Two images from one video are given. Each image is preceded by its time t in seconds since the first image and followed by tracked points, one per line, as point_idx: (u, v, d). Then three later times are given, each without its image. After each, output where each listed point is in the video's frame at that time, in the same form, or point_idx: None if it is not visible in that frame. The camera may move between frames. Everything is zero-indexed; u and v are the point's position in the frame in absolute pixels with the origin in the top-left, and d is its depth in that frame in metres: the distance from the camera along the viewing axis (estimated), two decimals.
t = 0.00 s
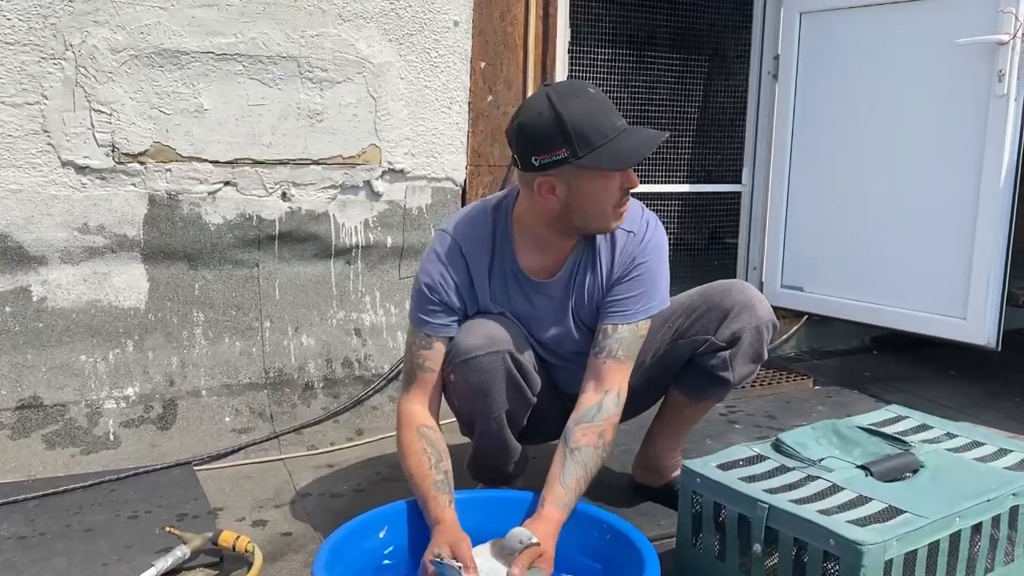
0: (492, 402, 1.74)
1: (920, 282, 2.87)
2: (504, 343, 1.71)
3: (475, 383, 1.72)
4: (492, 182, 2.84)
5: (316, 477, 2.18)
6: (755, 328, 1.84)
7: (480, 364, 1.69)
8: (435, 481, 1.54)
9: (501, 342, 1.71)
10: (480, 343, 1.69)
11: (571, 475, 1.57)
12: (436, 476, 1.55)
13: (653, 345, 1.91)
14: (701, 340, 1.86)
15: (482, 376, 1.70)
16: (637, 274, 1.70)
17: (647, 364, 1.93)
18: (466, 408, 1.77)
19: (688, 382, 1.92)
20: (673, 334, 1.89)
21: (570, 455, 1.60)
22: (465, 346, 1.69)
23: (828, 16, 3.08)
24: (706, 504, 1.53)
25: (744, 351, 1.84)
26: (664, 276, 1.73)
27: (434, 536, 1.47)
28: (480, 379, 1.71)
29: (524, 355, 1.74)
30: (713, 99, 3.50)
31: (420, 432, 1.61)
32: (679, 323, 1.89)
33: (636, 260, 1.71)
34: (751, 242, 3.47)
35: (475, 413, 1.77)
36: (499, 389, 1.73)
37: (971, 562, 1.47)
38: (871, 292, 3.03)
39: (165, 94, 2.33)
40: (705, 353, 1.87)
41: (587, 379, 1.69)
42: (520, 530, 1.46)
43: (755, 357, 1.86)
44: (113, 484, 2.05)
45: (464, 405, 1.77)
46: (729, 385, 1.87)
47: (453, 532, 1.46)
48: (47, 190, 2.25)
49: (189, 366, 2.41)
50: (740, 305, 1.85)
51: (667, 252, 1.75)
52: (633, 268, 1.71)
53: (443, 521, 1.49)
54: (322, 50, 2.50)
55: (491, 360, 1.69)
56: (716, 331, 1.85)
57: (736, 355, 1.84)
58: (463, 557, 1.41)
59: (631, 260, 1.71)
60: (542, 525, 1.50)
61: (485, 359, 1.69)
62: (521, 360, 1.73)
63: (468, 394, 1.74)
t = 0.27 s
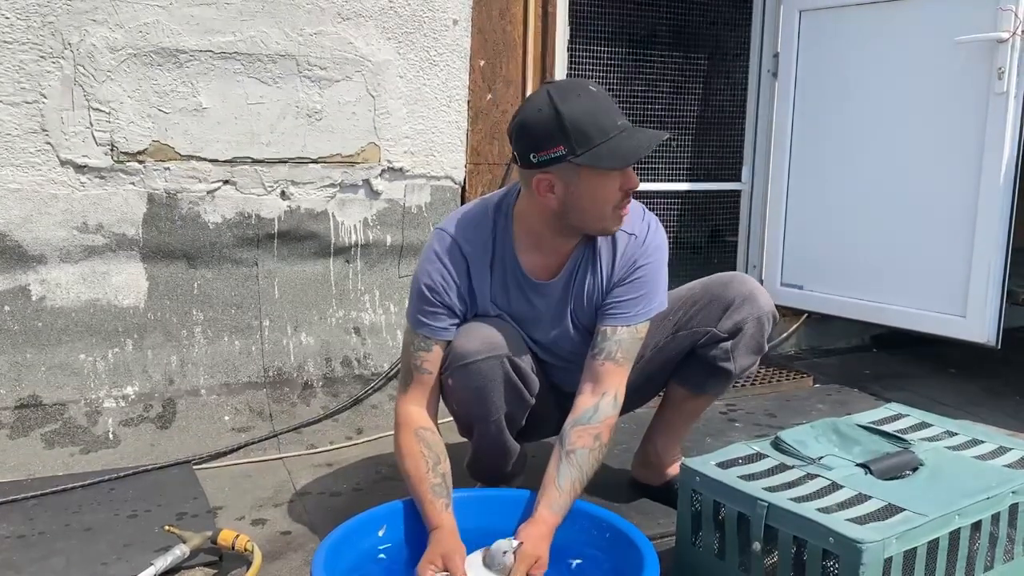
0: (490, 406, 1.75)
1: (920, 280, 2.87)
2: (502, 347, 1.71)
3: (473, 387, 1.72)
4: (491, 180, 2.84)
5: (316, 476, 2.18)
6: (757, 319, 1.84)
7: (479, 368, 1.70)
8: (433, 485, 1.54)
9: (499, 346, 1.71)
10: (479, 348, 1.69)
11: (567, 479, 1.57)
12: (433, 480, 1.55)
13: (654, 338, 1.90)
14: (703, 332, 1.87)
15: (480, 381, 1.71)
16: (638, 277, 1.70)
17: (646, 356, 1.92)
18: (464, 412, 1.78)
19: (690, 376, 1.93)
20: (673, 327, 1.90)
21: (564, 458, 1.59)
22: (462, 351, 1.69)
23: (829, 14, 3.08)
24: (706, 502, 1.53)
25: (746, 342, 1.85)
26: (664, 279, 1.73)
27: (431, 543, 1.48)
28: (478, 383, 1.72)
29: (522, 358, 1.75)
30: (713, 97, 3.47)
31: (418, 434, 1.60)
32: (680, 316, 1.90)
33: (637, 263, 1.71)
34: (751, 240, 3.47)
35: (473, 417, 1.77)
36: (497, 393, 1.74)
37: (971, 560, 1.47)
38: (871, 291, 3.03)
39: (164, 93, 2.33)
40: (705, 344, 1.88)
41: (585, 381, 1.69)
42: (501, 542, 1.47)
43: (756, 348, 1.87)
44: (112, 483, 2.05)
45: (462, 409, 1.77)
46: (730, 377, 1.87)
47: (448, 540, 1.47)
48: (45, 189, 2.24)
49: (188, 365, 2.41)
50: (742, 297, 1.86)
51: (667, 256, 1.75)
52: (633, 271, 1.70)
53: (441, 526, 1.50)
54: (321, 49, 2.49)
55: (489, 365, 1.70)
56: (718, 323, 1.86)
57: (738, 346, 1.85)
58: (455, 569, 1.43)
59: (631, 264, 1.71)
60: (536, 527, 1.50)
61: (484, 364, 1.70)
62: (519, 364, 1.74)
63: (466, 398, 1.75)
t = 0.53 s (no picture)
0: (490, 403, 1.75)
1: (921, 278, 2.86)
2: (502, 344, 1.71)
3: (473, 384, 1.73)
4: (491, 178, 2.84)
5: (316, 475, 2.18)
6: (757, 303, 1.85)
7: (478, 365, 1.71)
8: (433, 485, 1.54)
9: (499, 343, 1.71)
10: (477, 346, 1.70)
11: (570, 476, 1.57)
12: (434, 479, 1.54)
13: (654, 323, 1.91)
14: (702, 315, 1.87)
15: (480, 378, 1.72)
16: (633, 273, 1.70)
17: (645, 343, 1.92)
18: (464, 411, 1.78)
19: (688, 361, 1.91)
20: (672, 313, 1.90)
21: (567, 454, 1.60)
22: (463, 350, 1.70)
23: (830, 11, 3.08)
24: (706, 500, 1.53)
25: (744, 325, 1.84)
26: (658, 276, 1.73)
27: (433, 543, 1.47)
28: (477, 380, 1.73)
29: (521, 354, 1.74)
30: (713, 96, 3.47)
31: (418, 434, 1.60)
32: (679, 302, 1.90)
33: (631, 260, 1.71)
34: (751, 238, 3.47)
35: (473, 415, 1.78)
36: (497, 390, 1.74)
37: (971, 558, 1.47)
38: (872, 289, 3.03)
39: (164, 91, 2.32)
40: (704, 328, 1.87)
41: (583, 377, 1.69)
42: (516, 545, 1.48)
43: (755, 334, 1.87)
44: (112, 482, 2.05)
45: (462, 408, 1.78)
46: (728, 361, 1.86)
47: (450, 540, 1.47)
48: (44, 187, 2.24)
49: (188, 363, 2.40)
50: (741, 282, 1.86)
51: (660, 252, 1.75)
52: (628, 267, 1.70)
53: (441, 527, 1.49)
54: (321, 47, 2.49)
55: (488, 361, 1.70)
56: (717, 306, 1.86)
57: (736, 328, 1.84)
58: (461, 569, 1.44)
59: (625, 260, 1.71)
60: (542, 526, 1.50)
61: (483, 361, 1.70)
62: (519, 361, 1.74)
63: (466, 396, 1.75)
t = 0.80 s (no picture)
0: (494, 390, 1.73)
1: (922, 276, 2.86)
2: (504, 329, 1.70)
3: (476, 372, 1.71)
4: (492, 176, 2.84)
5: (317, 472, 2.18)
6: (722, 293, 1.86)
7: (481, 351, 1.69)
8: (432, 482, 1.54)
9: (501, 329, 1.70)
10: (480, 332, 1.69)
11: (568, 472, 1.57)
12: (432, 477, 1.54)
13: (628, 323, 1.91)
14: (670, 310, 1.87)
15: (483, 364, 1.70)
16: (627, 266, 1.71)
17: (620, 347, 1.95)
18: (468, 400, 1.76)
19: (664, 358, 1.92)
20: (644, 312, 1.91)
21: (564, 450, 1.59)
22: (466, 336, 1.69)
23: (831, 9, 3.07)
24: (706, 498, 1.53)
25: (710, 315, 1.85)
26: (651, 269, 1.74)
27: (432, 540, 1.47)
28: (481, 367, 1.71)
29: (523, 341, 1.74)
30: (715, 93, 3.44)
31: (418, 430, 1.60)
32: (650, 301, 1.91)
33: (625, 252, 1.71)
34: (752, 236, 3.47)
35: (477, 405, 1.76)
36: (501, 376, 1.73)
37: (972, 556, 1.47)
38: (873, 286, 3.02)
39: (164, 89, 2.32)
40: (674, 323, 1.87)
41: (575, 370, 1.69)
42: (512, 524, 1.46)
43: (724, 324, 1.87)
44: (112, 479, 2.05)
45: (465, 398, 1.76)
46: (701, 354, 1.86)
47: (449, 536, 1.46)
48: (44, 184, 2.24)
49: (188, 361, 2.40)
50: (705, 273, 1.87)
51: (653, 245, 1.76)
52: (622, 260, 1.71)
53: (439, 524, 1.49)
54: (321, 44, 2.49)
55: (491, 346, 1.69)
56: (684, 299, 1.86)
57: (704, 320, 1.84)
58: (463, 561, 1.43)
59: (619, 253, 1.71)
60: (546, 523, 1.50)
61: (486, 346, 1.68)
62: (521, 346, 1.73)
63: (469, 384, 1.73)
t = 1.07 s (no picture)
0: (496, 381, 1.73)
1: (923, 274, 2.86)
2: (506, 320, 1.70)
3: (478, 362, 1.71)
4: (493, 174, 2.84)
5: (318, 470, 2.18)
6: (714, 293, 1.83)
7: (483, 340, 1.69)
8: (434, 477, 1.53)
9: (502, 318, 1.70)
10: (482, 321, 1.69)
11: (571, 465, 1.57)
12: (435, 471, 1.54)
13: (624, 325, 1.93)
14: (664, 311, 1.87)
15: (485, 354, 1.70)
16: (626, 261, 1.71)
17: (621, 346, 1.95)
18: (469, 391, 1.76)
19: (659, 359, 1.92)
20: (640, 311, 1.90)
21: (567, 445, 1.59)
22: (468, 325, 1.69)
23: (832, 6, 3.07)
24: (707, 496, 1.53)
25: (704, 315, 1.83)
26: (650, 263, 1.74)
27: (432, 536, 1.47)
28: (483, 357, 1.70)
29: (524, 333, 1.74)
30: (716, 91, 3.43)
31: (422, 423, 1.59)
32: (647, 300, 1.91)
33: (623, 248, 1.71)
34: (754, 233, 3.47)
35: (479, 396, 1.76)
36: (502, 366, 1.72)
37: (973, 553, 1.46)
38: (874, 284, 3.02)
39: (165, 86, 2.32)
40: (668, 323, 1.87)
41: (577, 365, 1.69)
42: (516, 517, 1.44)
43: (719, 324, 1.85)
44: (114, 476, 2.05)
45: (466, 388, 1.76)
46: (695, 354, 1.85)
47: (451, 531, 1.47)
48: (46, 181, 2.24)
49: (189, 358, 2.40)
50: (698, 272, 1.85)
51: (652, 239, 1.76)
52: (620, 256, 1.71)
53: (441, 520, 1.49)
54: (322, 42, 2.48)
55: (493, 336, 1.68)
56: (676, 299, 1.86)
57: (696, 321, 1.83)
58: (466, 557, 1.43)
59: (617, 248, 1.71)
60: (548, 515, 1.50)
61: (488, 335, 1.68)
62: (522, 336, 1.73)
63: (471, 374, 1.73)
